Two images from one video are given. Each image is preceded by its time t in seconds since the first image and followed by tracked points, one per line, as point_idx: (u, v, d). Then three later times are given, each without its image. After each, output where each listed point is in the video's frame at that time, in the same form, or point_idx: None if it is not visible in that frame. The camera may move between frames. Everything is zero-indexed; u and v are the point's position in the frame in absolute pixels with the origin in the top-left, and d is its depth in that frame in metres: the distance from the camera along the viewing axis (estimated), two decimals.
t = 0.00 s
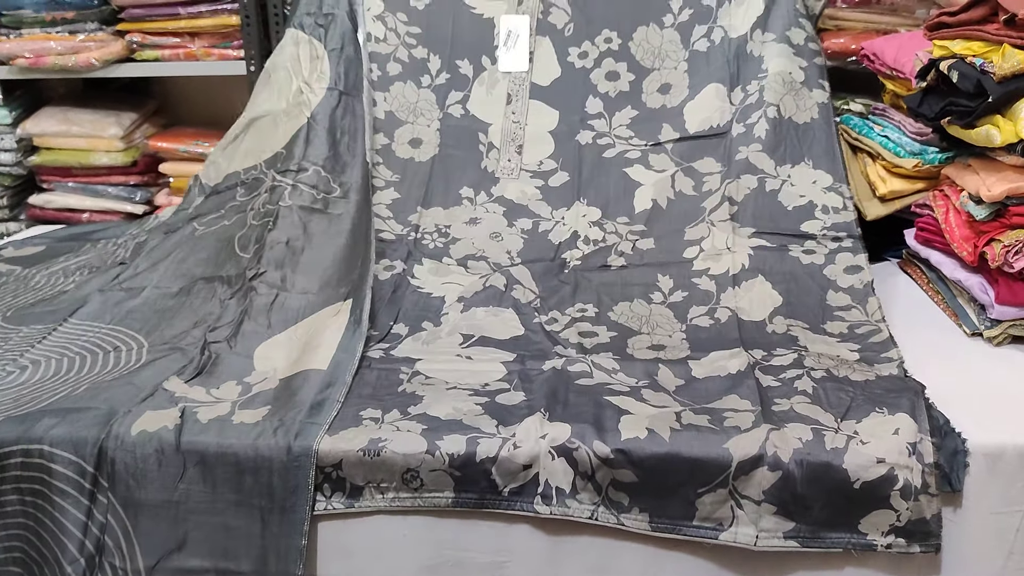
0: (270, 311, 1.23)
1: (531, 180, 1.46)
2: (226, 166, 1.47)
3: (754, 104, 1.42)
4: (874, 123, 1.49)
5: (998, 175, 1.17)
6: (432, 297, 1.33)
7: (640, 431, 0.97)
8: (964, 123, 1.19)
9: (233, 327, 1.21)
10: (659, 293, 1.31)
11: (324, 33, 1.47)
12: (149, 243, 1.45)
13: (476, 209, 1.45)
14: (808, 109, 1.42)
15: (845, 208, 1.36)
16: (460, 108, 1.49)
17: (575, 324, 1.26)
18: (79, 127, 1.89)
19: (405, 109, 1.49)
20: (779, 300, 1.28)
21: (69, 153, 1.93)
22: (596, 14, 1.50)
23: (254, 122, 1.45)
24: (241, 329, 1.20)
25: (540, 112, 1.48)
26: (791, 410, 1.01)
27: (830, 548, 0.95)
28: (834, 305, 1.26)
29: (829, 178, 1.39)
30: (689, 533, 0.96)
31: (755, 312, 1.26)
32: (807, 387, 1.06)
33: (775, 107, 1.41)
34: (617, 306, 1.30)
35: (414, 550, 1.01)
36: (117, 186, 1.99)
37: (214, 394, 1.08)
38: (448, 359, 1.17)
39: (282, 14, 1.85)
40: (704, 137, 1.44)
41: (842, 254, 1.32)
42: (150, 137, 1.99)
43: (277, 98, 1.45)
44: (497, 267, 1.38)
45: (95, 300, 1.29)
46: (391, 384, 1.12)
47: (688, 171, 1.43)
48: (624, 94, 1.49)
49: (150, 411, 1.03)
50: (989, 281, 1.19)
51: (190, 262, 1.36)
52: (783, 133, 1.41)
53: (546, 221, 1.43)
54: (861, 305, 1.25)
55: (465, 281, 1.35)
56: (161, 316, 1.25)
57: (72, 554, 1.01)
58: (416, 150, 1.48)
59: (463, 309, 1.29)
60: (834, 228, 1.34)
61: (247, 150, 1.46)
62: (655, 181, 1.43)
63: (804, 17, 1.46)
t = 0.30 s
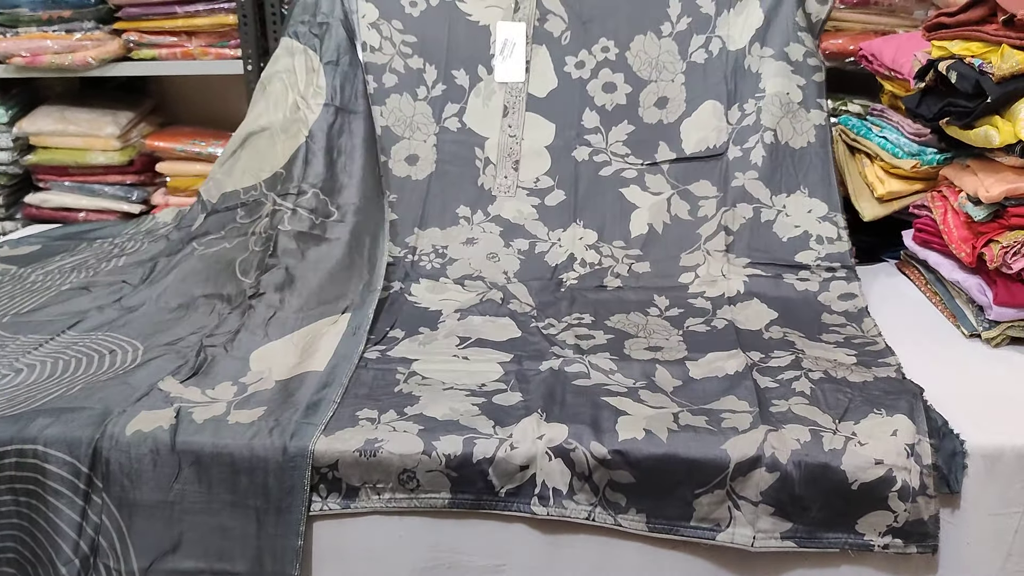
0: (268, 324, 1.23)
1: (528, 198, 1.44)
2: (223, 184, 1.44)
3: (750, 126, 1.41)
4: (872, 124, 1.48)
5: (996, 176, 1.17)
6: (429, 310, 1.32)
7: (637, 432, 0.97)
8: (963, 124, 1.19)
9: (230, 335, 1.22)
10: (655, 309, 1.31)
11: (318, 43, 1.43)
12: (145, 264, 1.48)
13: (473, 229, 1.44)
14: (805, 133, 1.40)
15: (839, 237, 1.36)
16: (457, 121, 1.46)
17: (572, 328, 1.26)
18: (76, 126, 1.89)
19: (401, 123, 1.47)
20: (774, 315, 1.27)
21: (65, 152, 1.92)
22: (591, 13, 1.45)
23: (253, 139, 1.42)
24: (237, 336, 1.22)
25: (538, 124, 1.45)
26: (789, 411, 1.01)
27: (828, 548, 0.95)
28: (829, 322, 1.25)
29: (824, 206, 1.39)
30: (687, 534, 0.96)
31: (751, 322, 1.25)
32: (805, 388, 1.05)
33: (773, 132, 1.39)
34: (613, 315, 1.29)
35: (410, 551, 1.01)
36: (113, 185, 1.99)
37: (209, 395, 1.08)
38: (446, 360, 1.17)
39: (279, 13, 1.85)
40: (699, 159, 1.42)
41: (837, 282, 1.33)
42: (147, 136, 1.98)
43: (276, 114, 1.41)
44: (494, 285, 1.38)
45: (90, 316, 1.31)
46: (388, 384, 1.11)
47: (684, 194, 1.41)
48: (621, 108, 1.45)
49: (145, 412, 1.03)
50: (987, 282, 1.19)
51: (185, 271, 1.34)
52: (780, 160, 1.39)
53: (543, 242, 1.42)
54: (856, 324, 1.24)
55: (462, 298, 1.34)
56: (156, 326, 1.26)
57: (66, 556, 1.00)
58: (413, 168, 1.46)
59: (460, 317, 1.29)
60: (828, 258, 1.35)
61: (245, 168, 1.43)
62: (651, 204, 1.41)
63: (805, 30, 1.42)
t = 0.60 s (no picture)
0: (263, 325, 1.27)
1: (523, 226, 1.48)
2: (229, 209, 1.53)
3: (744, 160, 1.45)
4: (870, 126, 1.48)
5: (995, 178, 1.17)
6: (425, 313, 1.32)
7: (635, 434, 0.97)
8: (961, 125, 1.19)
9: (225, 334, 1.24)
10: (652, 313, 1.30)
11: (310, 61, 1.51)
12: (139, 266, 1.48)
13: (470, 255, 1.47)
14: (798, 172, 1.44)
15: (831, 275, 1.37)
16: (452, 143, 1.51)
17: (569, 329, 1.25)
18: (72, 126, 1.88)
19: (397, 147, 1.52)
20: (772, 317, 1.26)
21: (61, 152, 1.92)
22: (590, 28, 1.50)
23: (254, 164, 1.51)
24: (232, 336, 1.24)
25: (533, 145, 1.50)
26: (787, 413, 1.00)
27: (827, 551, 0.94)
28: (826, 324, 1.24)
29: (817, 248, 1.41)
30: (684, 537, 0.95)
31: (748, 324, 1.25)
32: (803, 390, 1.05)
33: (767, 172, 1.44)
34: (611, 319, 1.29)
35: (406, 553, 1.00)
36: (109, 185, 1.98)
37: (204, 396, 1.07)
38: (442, 361, 1.16)
39: (276, 13, 1.84)
40: (692, 193, 1.45)
41: (832, 295, 1.32)
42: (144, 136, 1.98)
43: (274, 141, 1.51)
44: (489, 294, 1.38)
45: (89, 316, 1.32)
46: (384, 385, 1.11)
47: (677, 229, 1.44)
48: (616, 131, 1.49)
49: (139, 412, 1.02)
50: (985, 285, 1.18)
51: (185, 288, 1.39)
52: (773, 202, 1.44)
53: (538, 266, 1.45)
54: (853, 326, 1.23)
55: (457, 302, 1.35)
56: (151, 330, 1.27)
57: (61, 556, 1.00)
58: (410, 195, 1.51)
59: (457, 318, 1.30)
60: (821, 282, 1.36)
61: (248, 193, 1.52)
62: (645, 237, 1.45)
63: (803, 57, 1.46)
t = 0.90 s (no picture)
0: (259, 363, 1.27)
1: (523, 271, 1.49)
2: (228, 254, 1.55)
3: (743, 209, 1.47)
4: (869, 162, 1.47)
5: (994, 224, 1.17)
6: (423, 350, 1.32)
7: (632, 484, 0.96)
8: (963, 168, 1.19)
9: (220, 373, 1.24)
10: (650, 352, 1.30)
11: (310, 105, 1.55)
12: (136, 299, 1.47)
13: (469, 298, 1.47)
14: (796, 222, 1.45)
15: (830, 322, 1.38)
16: (452, 188, 1.53)
17: (567, 369, 1.25)
18: (72, 151, 1.89)
19: (397, 193, 1.53)
20: (770, 360, 1.26)
21: (61, 177, 1.92)
22: (590, 71, 1.51)
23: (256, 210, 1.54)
24: (227, 374, 1.23)
25: (534, 193, 1.52)
26: (786, 463, 0.99)
27: None
28: (825, 367, 1.23)
29: (815, 297, 1.43)
30: None
31: (746, 366, 1.24)
32: (802, 438, 1.04)
33: (766, 223, 1.46)
34: (609, 358, 1.28)
35: None
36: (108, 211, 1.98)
37: (198, 437, 1.07)
38: (439, 402, 1.16)
39: (279, 44, 1.84)
40: (690, 241, 1.47)
41: (830, 337, 1.32)
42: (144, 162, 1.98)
43: (276, 186, 1.54)
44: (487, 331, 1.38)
45: (85, 351, 1.31)
46: (380, 427, 1.10)
47: (676, 275, 1.45)
48: (615, 177, 1.51)
49: (134, 454, 1.02)
50: (985, 330, 1.18)
51: (183, 324, 1.39)
52: (772, 251, 1.46)
53: (536, 308, 1.45)
54: (852, 371, 1.22)
55: (456, 339, 1.36)
56: (146, 365, 1.26)
57: None
58: (410, 241, 1.52)
59: (455, 357, 1.29)
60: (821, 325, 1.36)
61: (248, 238, 1.55)
62: (644, 283, 1.44)
63: (804, 103, 1.48)
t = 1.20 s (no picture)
0: (248, 456, 1.26)
1: (515, 353, 1.48)
2: (220, 332, 1.57)
3: (736, 297, 1.47)
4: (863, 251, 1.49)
5: (988, 331, 1.17)
6: (414, 441, 1.30)
7: None
8: (957, 276, 1.20)
9: (208, 470, 1.22)
10: (643, 448, 1.29)
11: (304, 182, 1.56)
12: (127, 380, 1.46)
13: (461, 381, 1.47)
14: (788, 312, 1.45)
15: (824, 414, 1.37)
16: (445, 267, 1.52)
17: (559, 467, 1.23)
18: (67, 215, 1.89)
19: (390, 272, 1.53)
20: (764, 460, 1.25)
21: (55, 241, 1.92)
22: (585, 155, 1.51)
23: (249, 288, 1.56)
24: (215, 470, 1.22)
25: (528, 273, 1.50)
26: None
27: None
28: (818, 469, 1.22)
29: (809, 388, 1.42)
30: None
31: (741, 467, 1.23)
32: (794, 556, 1.03)
33: (759, 311, 1.46)
34: (601, 455, 1.27)
35: None
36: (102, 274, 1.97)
37: (183, 544, 1.06)
38: (429, 505, 1.14)
39: (276, 113, 1.84)
40: (682, 327, 1.46)
41: (825, 434, 1.30)
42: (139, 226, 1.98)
43: (269, 265, 1.56)
44: (479, 420, 1.37)
45: (73, 440, 1.30)
46: (368, 534, 1.08)
47: (669, 361, 1.44)
48: (609, 260, 1.50)
49: (116, 566, 1.01)
50: (979, 437, 1.17)
51: (173, 409, 1.38)
52: (765, 340, 1.45)
53: (529, 393, 1.44)
54: (847, 473, 1.21)
55: (448, 429, 1.33)
56: (133, 458, 1.25)
57: None
58: (402, 321, 1.52)
59: (446, 450, 1.27)
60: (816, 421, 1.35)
61: (240, 316, 1.57)
62: (637, 369, 1.44)
63: (798, 193, 1.48)
